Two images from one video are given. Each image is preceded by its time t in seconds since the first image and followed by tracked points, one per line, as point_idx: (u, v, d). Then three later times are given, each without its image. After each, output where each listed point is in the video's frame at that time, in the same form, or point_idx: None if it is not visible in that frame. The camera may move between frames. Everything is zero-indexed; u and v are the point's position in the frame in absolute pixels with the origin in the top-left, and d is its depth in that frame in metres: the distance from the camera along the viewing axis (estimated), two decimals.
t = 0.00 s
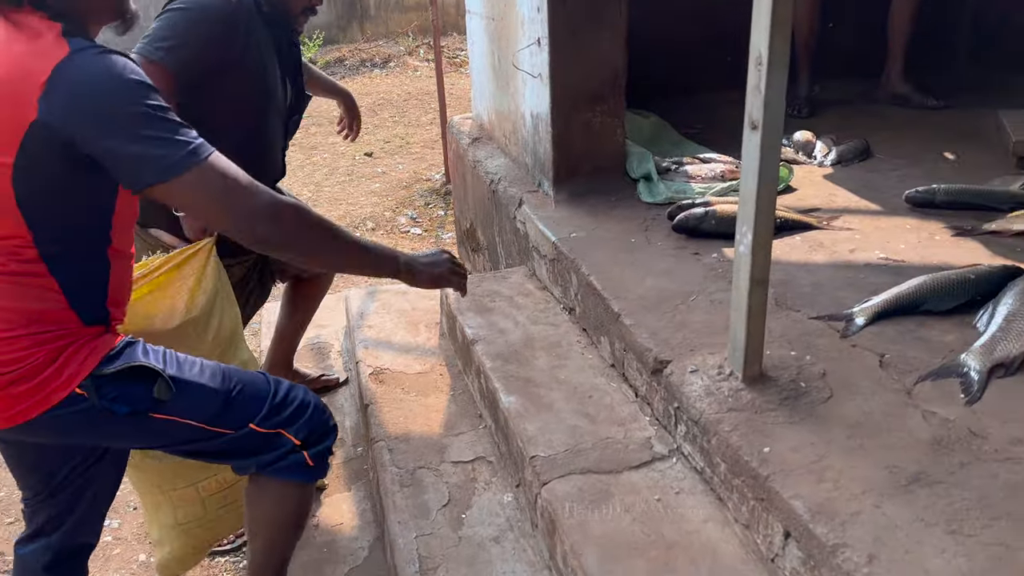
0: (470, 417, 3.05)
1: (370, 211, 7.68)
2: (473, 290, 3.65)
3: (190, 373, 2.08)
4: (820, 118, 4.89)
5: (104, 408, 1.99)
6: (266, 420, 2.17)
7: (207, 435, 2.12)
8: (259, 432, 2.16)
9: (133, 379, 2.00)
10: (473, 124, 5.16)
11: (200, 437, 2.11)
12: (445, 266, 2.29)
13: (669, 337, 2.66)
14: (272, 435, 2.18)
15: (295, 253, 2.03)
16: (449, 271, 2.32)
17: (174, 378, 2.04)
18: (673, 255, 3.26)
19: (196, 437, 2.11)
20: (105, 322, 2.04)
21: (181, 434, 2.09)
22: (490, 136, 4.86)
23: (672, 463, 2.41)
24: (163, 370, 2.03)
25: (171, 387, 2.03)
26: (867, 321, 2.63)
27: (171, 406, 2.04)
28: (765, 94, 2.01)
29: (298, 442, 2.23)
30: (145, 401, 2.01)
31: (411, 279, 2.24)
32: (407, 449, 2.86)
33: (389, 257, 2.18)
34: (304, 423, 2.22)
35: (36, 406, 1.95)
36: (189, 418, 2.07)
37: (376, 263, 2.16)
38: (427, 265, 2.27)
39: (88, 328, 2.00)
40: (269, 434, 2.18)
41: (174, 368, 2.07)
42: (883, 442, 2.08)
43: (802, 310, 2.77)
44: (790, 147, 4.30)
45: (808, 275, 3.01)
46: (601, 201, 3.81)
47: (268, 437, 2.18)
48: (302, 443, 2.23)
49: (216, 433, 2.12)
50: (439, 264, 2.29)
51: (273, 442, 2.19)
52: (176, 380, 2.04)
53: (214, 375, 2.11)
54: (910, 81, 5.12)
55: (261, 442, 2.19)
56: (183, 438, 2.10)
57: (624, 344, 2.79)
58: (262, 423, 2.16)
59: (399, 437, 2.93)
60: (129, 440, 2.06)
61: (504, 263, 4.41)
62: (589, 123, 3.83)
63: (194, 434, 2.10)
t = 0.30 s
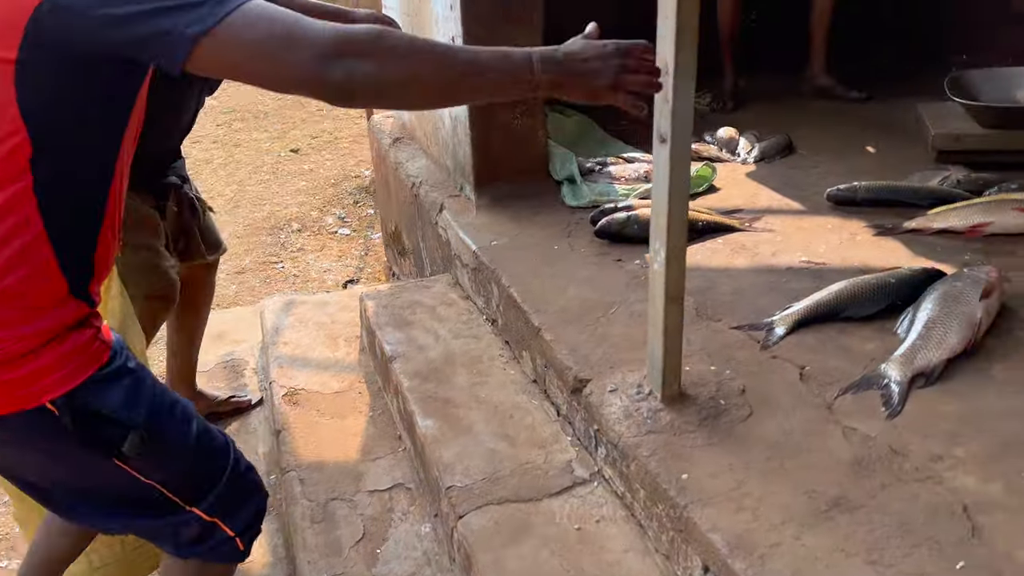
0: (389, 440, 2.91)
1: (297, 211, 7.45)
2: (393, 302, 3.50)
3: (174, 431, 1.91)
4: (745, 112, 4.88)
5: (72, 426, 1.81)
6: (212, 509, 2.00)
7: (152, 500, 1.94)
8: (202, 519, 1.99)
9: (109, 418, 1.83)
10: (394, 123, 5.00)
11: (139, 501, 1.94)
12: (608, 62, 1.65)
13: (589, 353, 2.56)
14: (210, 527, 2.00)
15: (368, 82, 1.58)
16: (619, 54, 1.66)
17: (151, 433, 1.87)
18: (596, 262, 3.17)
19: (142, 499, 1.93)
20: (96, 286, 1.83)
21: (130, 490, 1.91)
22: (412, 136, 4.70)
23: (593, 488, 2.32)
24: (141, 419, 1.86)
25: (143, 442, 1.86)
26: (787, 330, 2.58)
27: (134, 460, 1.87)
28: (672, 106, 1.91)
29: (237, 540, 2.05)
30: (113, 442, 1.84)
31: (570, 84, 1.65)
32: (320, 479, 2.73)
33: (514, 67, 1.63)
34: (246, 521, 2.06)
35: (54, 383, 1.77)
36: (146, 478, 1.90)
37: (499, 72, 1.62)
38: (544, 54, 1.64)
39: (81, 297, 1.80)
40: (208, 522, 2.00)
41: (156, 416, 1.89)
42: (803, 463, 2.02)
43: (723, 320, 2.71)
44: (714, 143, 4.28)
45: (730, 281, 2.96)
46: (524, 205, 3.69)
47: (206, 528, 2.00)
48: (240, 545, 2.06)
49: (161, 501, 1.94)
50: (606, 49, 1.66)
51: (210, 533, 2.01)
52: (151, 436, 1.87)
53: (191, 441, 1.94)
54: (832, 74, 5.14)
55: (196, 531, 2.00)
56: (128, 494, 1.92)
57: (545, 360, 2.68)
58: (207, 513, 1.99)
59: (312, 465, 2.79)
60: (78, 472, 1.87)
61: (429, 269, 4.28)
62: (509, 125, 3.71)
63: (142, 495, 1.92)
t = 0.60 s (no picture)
0: (293, 498, 2.85)
1: (216, 227, 7.21)
2: (299, 344, 3.33)
3: (74, 514, 1.67)
4: (663, 130, 4.92)
5: None
6: None
7: None
8: None
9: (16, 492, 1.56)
10: (307, 144, 4.84)
11: None
12: None
13: (492, 408, 2.45)
14: None
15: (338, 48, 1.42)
16: None
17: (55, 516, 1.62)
18: (505, 301, 3.08)
19: None
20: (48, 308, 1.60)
21: None
22: (324, 160, 4.55)
23: (496, 554, 2.25)
24: (54, 500, 1.61)
25: (45, 531, 1.61)
26: (690, 377, 2.56)
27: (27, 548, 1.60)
28: (554, 171, 1.83)
29: None
30: (13, 523, 1.57)
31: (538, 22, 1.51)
32: (213, 547, 2.65)
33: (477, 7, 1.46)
34: None
35: (23, 422, 1.56)
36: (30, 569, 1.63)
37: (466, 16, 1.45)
38: None
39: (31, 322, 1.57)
40: None
41: (70, 495, 1.65)
42: (701, 529, 1.98)
43: (629, 365, 2.66)
44: (630, 166, 4.33)
45: (639, 321, 2.92)
46: (435, 237, 3.60)
47: None
48: None
49: None
50: None
51: None
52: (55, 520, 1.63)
53: (90, 528, 1.71)
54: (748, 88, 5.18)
55: None
56: None
57: (449, 414, 2.59)
58: None
59: (208, 530, 2.72)
60: None
61: (343, 301, 4.15)
62: (418, 156, 3.60)
63: None
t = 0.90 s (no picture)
0: (233, 528, 2.74)
1: (150, 236, 6.96)
2: (236, 365, 3.19)
3: (152, 419, 1.61)
4: (605, 131, 4.92)
5: (62, 399, 1.47)
6: (162, 523, 1.65)
7: (99, 504, 1.59)
8: (149, 531, 1.63)
9: (88, 391, 1.51)
10: (241, 152, 4.68)
11: (84, 500, 1.57)
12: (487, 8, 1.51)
13: (438, 432, 2.36)
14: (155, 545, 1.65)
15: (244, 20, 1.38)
16: (502, 8, 1.52)
17: (130, 421, 1.56)
18: (450, 315, 2.99)
19: (88, 497, 1.57)
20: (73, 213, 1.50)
21: (82, 484, 1.55)
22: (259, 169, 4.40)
23: None
24: (132, 400, 1.55)
25: (125, 432, 1.55)
26: (639, 391, 2.51)
27: (104, 451, 1.53)
28: (492, 193, 1.76)
29: (175, 562, 1.69)
30: (86, 422, 1.51)
31: (449, 34, 1.52)
32: None
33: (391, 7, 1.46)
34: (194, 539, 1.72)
35: (66, 326, 1.45)
36: (105, 476, 1.55)
37: (379, 14, 1.45)
38: None
39: (60, 229, 1.46)
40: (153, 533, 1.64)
41: (144, 400, 1.58)
42: (652, 554, 1.94)
43: (577, 380, 2.61)
44: (575, 169, 4.32)
45: (585, 332, 2.88)
46: (376, 249, 3.50)
47: (143, 547, 1.64)
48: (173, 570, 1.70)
49: (111, 506, 1.60)
50: None
51: (149, 554, 1.65)
52: (131, 426, 1.56)
53: (162, 444, 1.63)
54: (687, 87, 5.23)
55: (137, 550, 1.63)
56: (74, 491, 1.56)
57: (394, 438, 2.49)
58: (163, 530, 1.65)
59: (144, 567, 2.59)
60: (31, 455, 1.50)
61: (284, 315, 4.02)
62: (355, 166, 3.48)
63: (96, 491, 1.57)
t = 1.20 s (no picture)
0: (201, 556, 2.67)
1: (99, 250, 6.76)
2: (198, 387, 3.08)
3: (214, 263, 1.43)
4: (565, 135, 4.92)
5: (128, 299, 1.31)
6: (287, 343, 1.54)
7: (222, 355, 1.47)
8: (280, 358, 1.53)
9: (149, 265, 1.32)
10: (193, 163, 4.55)
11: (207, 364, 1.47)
12: (462, 24, 1.48)
13: (413, 451, 2.29)
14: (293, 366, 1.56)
15: None
16: (475, 25, 1.49)
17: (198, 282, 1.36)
18: (418, 328, 2.93)
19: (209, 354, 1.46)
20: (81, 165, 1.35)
21: (189, 353, 1.43)
22: (213, 181, 4.28)
23: None
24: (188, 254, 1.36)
25: (201, 284, 1.37)
26: (614, 401, 2.49)
27: (192, 314, 1.38)
28: (467, 210, 1.72)
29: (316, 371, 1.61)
30: (162, 304, 1.33)
31: (420, 47, 1.48)
32: None
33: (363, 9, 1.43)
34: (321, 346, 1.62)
35: (102, 242, 1.29)
36: (208, 336, 1.42)
37: (349, 10, 1.43)
38: (397, 4, 1.45)
39: (71, 165, 1.31)
40: (286, 358, 1.54)
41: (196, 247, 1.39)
42: (636, 570, 1.91)
43: (552, 392, 2.59)
44: (536, 175, 4.32)
45: (557, 342, 2.86)
46: (339, 262, 3.42)
47: (286, 367, 1.54)
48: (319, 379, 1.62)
49: (229, 356, 1.48)
50: (462, 15, 1.48)
51: (292, 374, 1.56)
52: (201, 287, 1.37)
53: (231, 288, 1.44)
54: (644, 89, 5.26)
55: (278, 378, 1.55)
56: (186, 361, 1.44)
57: (366, 457, 2.42)
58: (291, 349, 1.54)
59: None
60: (127, 350, 1.37)
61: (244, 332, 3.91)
62: (316, 178, 3.41)
63: (210, 351, 1.45)
